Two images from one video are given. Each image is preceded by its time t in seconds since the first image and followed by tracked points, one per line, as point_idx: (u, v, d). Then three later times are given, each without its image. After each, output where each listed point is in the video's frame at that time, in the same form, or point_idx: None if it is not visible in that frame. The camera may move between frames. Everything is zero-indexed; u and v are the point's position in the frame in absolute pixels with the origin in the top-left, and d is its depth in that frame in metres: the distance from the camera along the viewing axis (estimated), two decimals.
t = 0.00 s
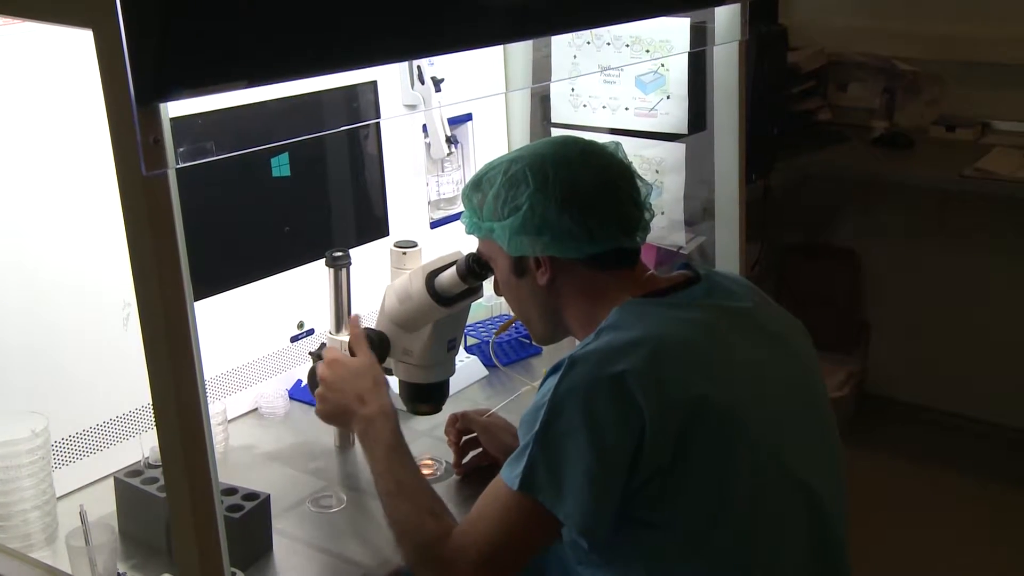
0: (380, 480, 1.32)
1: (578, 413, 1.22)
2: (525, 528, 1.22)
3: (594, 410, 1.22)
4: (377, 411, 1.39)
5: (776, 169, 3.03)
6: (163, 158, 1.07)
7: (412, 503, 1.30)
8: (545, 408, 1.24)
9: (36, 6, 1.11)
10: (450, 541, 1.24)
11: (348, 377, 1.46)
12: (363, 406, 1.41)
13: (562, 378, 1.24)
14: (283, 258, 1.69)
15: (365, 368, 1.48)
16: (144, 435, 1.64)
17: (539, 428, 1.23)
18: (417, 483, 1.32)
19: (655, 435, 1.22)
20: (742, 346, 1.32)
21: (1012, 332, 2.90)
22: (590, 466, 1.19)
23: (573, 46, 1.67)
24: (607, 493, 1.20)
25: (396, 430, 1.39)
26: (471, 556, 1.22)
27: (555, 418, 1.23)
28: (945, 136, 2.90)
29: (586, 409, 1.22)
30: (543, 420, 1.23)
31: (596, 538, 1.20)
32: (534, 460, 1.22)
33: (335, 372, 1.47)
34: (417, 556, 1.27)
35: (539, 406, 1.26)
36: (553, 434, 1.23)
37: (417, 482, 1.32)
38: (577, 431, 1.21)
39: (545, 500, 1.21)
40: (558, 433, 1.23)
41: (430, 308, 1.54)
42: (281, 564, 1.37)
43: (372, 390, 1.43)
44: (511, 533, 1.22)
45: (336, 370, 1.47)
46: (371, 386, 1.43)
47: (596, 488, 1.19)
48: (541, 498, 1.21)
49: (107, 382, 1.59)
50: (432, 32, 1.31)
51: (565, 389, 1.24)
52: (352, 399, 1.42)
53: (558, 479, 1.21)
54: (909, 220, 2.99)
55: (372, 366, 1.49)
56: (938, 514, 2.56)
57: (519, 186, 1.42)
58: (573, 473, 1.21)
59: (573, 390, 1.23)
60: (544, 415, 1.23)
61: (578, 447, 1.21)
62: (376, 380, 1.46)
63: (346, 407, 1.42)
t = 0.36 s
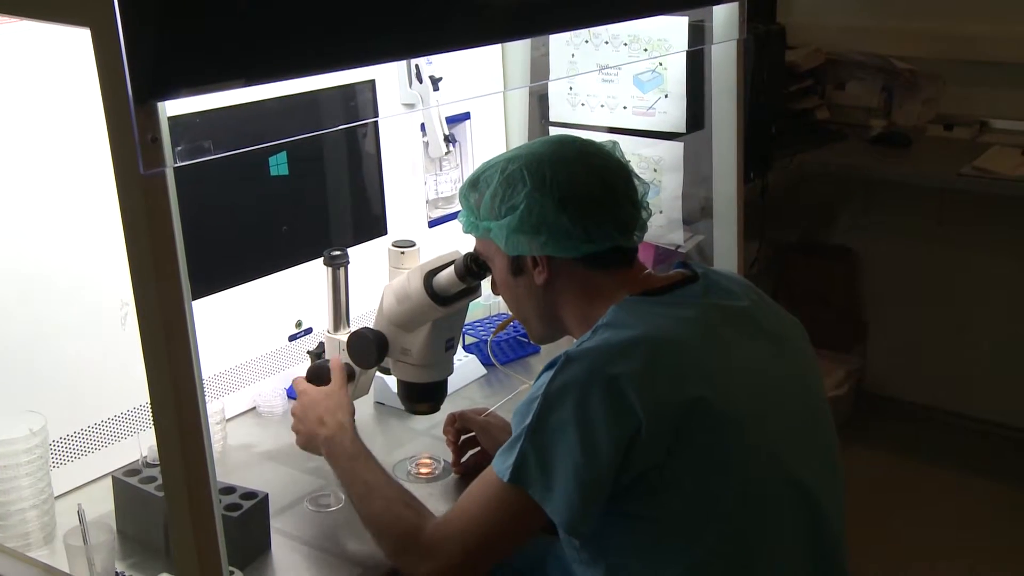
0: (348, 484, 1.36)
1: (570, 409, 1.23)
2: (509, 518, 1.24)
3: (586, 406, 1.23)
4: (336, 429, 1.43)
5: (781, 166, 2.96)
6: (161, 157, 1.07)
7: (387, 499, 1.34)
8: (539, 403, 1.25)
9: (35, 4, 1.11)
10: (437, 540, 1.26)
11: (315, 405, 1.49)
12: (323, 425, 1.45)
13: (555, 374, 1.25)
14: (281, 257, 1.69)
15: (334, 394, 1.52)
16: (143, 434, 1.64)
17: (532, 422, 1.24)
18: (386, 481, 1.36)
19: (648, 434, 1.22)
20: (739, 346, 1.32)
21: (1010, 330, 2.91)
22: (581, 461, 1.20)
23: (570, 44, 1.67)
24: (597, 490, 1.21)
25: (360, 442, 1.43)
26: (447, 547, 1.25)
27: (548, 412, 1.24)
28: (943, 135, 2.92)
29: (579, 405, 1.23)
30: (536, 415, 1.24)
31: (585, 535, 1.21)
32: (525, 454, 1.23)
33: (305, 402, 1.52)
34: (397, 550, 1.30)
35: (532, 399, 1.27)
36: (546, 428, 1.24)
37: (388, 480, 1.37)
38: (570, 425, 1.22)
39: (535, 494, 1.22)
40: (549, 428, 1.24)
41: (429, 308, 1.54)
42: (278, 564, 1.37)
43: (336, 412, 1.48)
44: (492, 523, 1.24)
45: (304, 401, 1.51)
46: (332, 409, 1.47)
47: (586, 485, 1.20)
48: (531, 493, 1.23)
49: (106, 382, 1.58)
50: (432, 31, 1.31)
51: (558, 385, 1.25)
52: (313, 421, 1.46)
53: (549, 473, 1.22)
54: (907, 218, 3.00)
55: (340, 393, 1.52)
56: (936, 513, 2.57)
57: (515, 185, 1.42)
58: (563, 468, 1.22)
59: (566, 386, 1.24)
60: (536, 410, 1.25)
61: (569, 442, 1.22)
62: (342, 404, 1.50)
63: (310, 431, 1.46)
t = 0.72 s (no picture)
0: (358, 495, 1.35)
1: (571, 411, 1.23)
2: (503, 514, 1.24)
3: (587, 408, 1.23)
4: (344, 443, 1.42)
5: (776, 165, 3.04)
6: (160, 157, 1.07)
7: (396, 509, 1.33)
8: (539, 406, 1.25)
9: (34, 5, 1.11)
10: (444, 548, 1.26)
11: (321, 416, 1.48)
12: (330, 438, 1.43)
13: (555, 376, 1.25)
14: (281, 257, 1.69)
15: (341, 407, 1.50)
16: (143, 434, 1.64)
17: (533, 425, 1.24)
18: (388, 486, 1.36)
19: (648, 435, 1.22)
20: (738, 346, 1.32)
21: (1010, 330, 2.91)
22: (583, 464, 1.20)
23: (571, 45, 1.67)
24: (598, 492, 1.21)
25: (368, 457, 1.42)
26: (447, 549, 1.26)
27: (549, 416, 1.24)
28: (942, 134, 2.92)
29: (579, 407, 1.23)
30: (536, 418, 1.24)
31: (586, 536, 1.21)
32: (526, 456, 1.23)
33: (310, 410, 1.50)
34: (405, 559, 1.30)
35: (532, 403, 1.27)
36: (546, 431, 1.24)
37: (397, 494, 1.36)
38: (571, 428, 1.22)
39: (536, 495, 1.23)
40: (550, 429, 1.24)
41: (427, 309, 1.54)
42: (279, 564, 1.37)
43: (342, 426, 1.46)
44: (487, 519, 1.24)
45: (310, 408, 1.49)
46: (339, 422, 1.46)
47: (589, 489, 1.20)
48: (533, 497, 1.23)
49: (106, 382, 1.58)
50: (431, 29, 1.31)
51: (558, 387, 1.25)
52: (320, 434, 1.44)
53: (551, 476, 1.23)
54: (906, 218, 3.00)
55: (347, 405, 1.50)
56: (936, 513, 2.57)
57: (514, 185, 1.42)
58: (564, 470, 1.22)
59: (566, 388, 1.25)
60: (537, 412, 1.25)
61: (570, 444, 1.22)
62: (349, 419, 1.48)
63: (315, 442, 1.44)
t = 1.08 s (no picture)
0: (359, 503, 1.35)
1: (573, 414, 1.23)
2: (508, 514, 1.24)
3: (589, 412, 1.23)
4: (344, 452, 1.41)
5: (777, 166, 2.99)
6: (162, 156, 1.07)
7: (399, 513, 1.33)
8: (541, 410, 1.25)
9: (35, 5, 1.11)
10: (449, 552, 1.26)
11: (322, 423, 1.47)
12: (330, 447, 1.43)
13: (556, 379, 1.25)
14: (284, 257, 1.68)
15: (342, 414, 1.49)
16: (143, 434, 1.64)
17: (535, 429, 1.24)
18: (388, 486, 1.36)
19: (650, 436, 1.22)
20: (739, 347, 1.32)
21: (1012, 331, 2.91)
22: (586, 468, 1.20)
23: (571, 44, 1.65)
24: (601, 494, 1.21)
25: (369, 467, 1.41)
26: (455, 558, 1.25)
27: (550, 420, 1.24)
28: (943, 135, 2.91)
29: (581, 411, 1.23)
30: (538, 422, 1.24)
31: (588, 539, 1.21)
32: (528, 459, 1.23)
33: (311, 415, 1.49)
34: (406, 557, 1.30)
35: (533, 407, 1.27)
36: (548, 434, 1.24)
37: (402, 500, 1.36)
38: (573, 432, 1.22)
39: (539, 498, 1.23)
40: (552, 432, 1.24)
41: (428, 309, 1.53)
42: (281, 564, 1.37)
43: (343, 435, 1.45)
44: (494, 520, 1.24)
45: (312, 414, 1.48)
46: (339, 432, 1.45)
47: (592, 492, 1.20)
48: (536, 501, 1.23)
49: (107, 382, 1.58)
50: (432, 28, 1.31)
51: (559, 390, 1.25)
52: (319, 443, 1.44)
53: (553, 480, 1.23)
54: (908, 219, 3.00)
55: (349, 413, 1.49)
56: (938, 513, 2.56)
57: (514, 185, 1.42)
58: (566, 473, 1.22)
59: (567, 391, 1.25)
60: (539, 415, 1.25)
61: (572, 447, 1.22)
62: (349, 428, 1.47)
63: (316, 450, 1.44)
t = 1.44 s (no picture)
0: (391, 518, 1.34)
1: (578, 415, 1.24)
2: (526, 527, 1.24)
3: (594, 413, 1.23)
4: (382, 463, 1.40)
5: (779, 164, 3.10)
6: (163, 155, 1.07)
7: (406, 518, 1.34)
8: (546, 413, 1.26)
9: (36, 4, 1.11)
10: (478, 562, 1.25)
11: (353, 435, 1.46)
12: (366, 458, 1.42)
13: (561, 380, 1.26)
14: (285, 257, 1.65)
15: (367, 428, 1.48)
16: (145, 432, 1.64)
17: (541, 432, 1.25)
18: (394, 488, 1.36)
19: (655, 436, 1.23)
20: (743, 346, 1.33)
21: (1013, 330, 2.90)
22: (592, 469, 1.21)
23: (573, 43, 1.64)
24: (607, 495, 1.22)
25: (404, 478, 1.40)
26: None
27: (555, 422, 1.25)
28: (946, 134, 2.89)
29: (586, 412, 1.23)
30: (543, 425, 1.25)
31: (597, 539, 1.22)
32: (535, 460, 1.24)
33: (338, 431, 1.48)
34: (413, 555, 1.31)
35: (539, 410, 1.28)
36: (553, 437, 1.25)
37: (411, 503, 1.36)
38: (578, 434, 1.23)
39: (546, 499, 1.24)
40: (558, 433, 1.25)
41: (429, 308, 1.52)
42: (282, 563, 1.37)
43: (378, 446, 1.45)
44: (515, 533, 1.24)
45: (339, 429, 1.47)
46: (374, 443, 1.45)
47: (598, 494, 1.21)
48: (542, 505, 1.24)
49: (108, 381, 1.58)
50: (434, 27, 1.31)
51: (564, 391, 1.25)
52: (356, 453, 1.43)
53: (559, 482, 1.24)
54: (910, 218, 2.99)
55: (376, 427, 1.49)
56: (939, 513, 2.56)
57: (519, 181, 1.42)
58: (572, 475, 1.23)
59: (572, 392, 1.25)
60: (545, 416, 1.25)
61: (578, 448, 1.23)
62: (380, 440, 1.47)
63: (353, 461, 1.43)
